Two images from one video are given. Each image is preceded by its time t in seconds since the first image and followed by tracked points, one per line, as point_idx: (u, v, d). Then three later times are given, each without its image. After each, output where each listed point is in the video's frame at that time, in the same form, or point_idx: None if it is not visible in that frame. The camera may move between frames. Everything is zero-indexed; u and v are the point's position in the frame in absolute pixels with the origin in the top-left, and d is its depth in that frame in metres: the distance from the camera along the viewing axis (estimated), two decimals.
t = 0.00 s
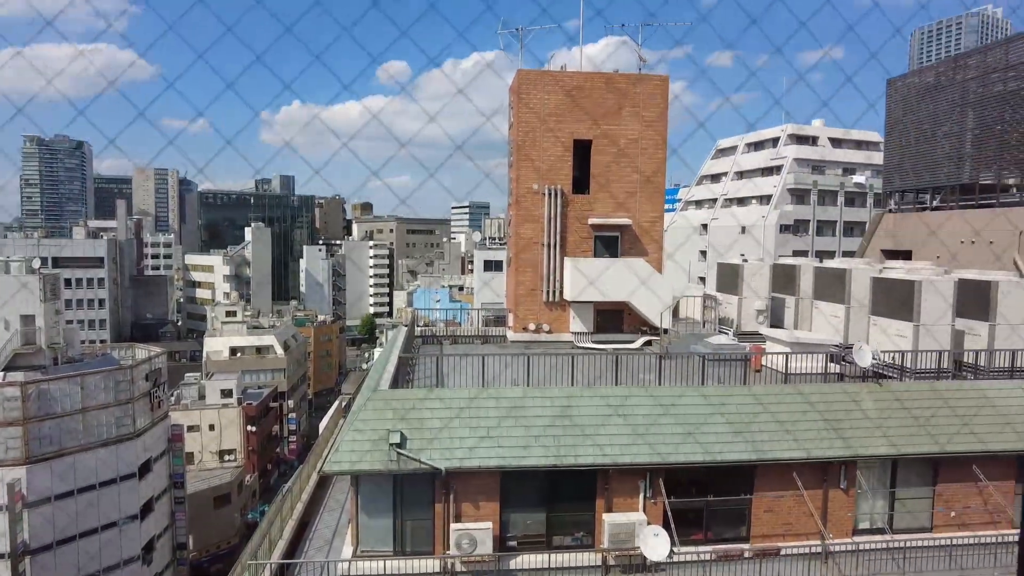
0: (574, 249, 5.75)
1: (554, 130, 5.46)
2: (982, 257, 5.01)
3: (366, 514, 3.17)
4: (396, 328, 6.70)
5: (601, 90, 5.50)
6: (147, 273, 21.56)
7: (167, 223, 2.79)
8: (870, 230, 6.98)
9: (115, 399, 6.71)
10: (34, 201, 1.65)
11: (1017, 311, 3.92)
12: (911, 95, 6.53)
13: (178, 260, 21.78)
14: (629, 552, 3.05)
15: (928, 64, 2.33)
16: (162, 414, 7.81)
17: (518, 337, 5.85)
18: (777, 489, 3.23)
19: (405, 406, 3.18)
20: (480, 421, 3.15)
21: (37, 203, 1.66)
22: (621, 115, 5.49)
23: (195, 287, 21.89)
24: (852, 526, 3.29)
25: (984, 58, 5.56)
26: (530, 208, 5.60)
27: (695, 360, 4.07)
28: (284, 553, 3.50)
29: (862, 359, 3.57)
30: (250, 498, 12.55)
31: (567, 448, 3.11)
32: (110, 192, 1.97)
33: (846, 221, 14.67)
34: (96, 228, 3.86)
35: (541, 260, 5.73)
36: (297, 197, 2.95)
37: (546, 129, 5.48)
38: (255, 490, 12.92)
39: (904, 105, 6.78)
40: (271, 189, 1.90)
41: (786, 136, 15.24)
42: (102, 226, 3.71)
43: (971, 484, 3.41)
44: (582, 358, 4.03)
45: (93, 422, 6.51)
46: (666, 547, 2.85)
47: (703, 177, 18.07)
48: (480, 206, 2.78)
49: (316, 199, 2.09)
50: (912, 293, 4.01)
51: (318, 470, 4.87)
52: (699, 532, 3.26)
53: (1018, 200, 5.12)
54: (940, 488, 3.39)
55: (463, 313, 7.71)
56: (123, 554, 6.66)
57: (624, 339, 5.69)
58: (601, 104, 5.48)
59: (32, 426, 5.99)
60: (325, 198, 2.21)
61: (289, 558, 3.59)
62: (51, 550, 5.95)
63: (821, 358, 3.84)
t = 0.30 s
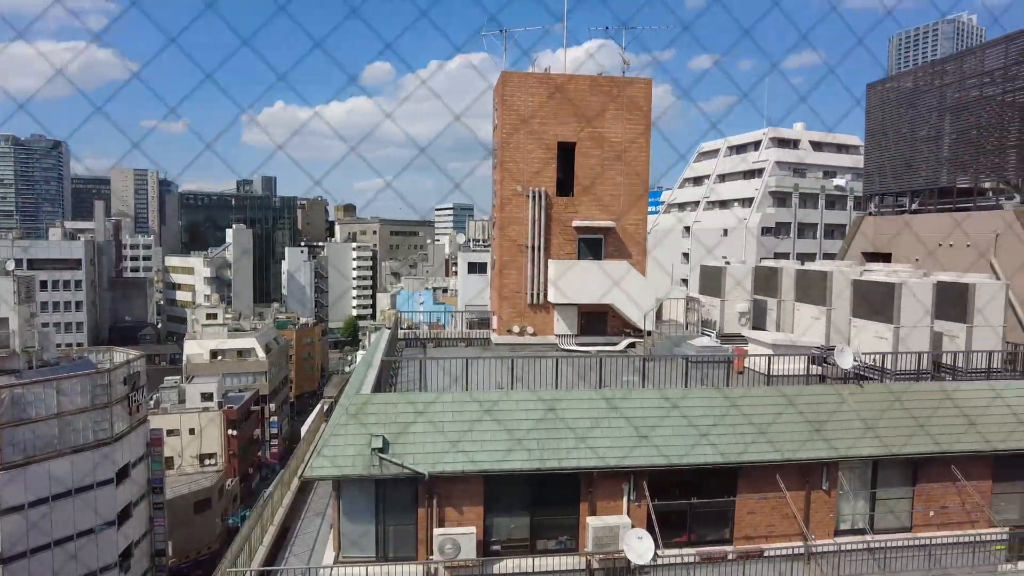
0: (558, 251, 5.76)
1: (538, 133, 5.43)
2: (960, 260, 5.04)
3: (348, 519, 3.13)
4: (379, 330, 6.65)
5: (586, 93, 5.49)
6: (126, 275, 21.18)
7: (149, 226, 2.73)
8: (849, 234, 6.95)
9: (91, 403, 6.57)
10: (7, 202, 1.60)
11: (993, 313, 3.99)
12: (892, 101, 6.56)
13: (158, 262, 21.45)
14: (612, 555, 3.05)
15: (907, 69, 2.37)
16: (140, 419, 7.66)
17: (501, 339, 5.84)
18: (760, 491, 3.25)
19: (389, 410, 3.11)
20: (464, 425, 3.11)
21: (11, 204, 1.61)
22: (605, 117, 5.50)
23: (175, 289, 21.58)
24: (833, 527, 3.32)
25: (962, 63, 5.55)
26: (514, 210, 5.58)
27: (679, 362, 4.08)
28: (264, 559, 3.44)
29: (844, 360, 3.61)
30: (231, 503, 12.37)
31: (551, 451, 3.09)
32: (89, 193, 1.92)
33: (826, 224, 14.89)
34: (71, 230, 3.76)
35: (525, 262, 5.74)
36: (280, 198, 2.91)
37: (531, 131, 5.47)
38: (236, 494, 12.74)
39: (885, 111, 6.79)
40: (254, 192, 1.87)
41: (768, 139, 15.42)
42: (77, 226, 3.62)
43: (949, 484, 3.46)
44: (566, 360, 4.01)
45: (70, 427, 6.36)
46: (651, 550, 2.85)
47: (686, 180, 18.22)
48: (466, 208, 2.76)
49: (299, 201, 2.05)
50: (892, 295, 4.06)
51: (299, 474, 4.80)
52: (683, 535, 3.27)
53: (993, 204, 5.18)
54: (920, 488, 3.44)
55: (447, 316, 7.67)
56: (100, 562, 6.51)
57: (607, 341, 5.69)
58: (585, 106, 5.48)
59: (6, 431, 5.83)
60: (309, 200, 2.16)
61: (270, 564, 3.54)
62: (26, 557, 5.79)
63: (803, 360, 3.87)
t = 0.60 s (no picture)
0: (527, 253, 5.76)
1: (508, 135, 5.43)
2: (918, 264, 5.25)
3: (313, 526, 3.06)
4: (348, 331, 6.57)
5: (556, 96, 5.52)
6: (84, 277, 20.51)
7: (108, 226, 2.65)
8: (813, 237, 7.04)
9: (44, 409, 6.32)
10: None
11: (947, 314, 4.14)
12: (852, 107, 6.64)
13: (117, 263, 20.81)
14: (581, 557, 3.05)
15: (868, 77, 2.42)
16: (97, 424, 7.40)
17: (470, 341, 5.80)
18: (724, 491, 3.30)
19: (354, 414, 3.03)
20: (432, 428, 3.06)
21: None
22: (574, 120, 5.54)
23: (135, 291, 20.96)
24: (796, 525, 3.39)
25: (917, 73, 5.58)
26: (483, 212, 5.56)
27: (647, 363, 4.12)
28: (227, 567, 3.35)
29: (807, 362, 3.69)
30: (193, 509, 12.04)
31: (519, 454, 3.08)
32: (43, 192, 1.85)
33: (790, 227, 15.29)
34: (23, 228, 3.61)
35: (494, 265, 5.71)
36: (246, 198, 2.84)
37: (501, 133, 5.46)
38: (198, 501, 12.40)
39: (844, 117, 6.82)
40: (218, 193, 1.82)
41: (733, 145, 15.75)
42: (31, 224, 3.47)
43: (907, 481, 3.57)
44: (535, 361, 3.99)
45: (21, 434, 6.11)
46: (619, 551, 2.86)
47: (654, 184, 18.48)
48: (435, 208, 2.73)
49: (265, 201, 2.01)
50: (853, 297, 4.17)
51: (263, 480, 4.68)
52: (650, 536, 3.30)
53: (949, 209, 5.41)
54: (879, 485, 3.54)
55: (416, 317, 7.62)
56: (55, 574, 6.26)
57: (576, 343, 5.71)
58: (555, 109, 5.51)
59: None
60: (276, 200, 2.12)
61: (232, 572, 3.44)
62: None
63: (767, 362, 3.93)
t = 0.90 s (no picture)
0: (489, 253, 5.74)
1: (469, 135, 5.41)
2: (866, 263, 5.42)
3: (268, 532, 2.97)
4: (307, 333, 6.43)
5: (518, 97, 5.52)
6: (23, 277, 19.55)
7: (50, 226, 2.52)
8: (768, 238, 7.18)
9: None
10: None
11: (894, 314, 4.30)
12: (806, 112, 6.83)
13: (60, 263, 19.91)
14: (541, 557, 3.06)
15: (819, 83, 2.48)
16: (39, 432, 7.05)
17: (432, 342, 5.74)
18: (683, 488, 3.36)
19: (312, 417, 2.95)
20: (393, 431, 3.00)
21: None
22: (536, 121, 5.55)
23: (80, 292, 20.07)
24: (752, 520, 3.47)
25: (869, 81, 5.81)
26: (445, 212, 5.49)
27: (607, 363, 4.16)
28: None
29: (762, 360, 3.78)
30: (144, 517, 11.60)
31: (482, 455, 3.05)
32: None
33: (745, 229, 15.72)
34: None
35: (456, 265, 5.66)
36: (198, 196, 2.74)
37: (462, 133, 5.43)
38: (149, 509, 11.95)
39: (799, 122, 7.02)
40: (168, 190, 1.74)
41: (691, 147, 16.10)
42: None
43: (857, 475, 3.70)
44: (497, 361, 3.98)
45: None
46: (580, 551, 2.87)
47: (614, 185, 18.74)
48: (394, 207, 2.69)
49: (221, 199, 1.94)
50: (806, 297, 4.29)
51: (216, 486, 4.53)
52: (611, 534, 3.32)
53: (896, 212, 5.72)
54: (832, 480, 3.65)
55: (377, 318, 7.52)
56: None
57: (537, 343, 5.71)
58: (516, 110, 5.51)
59: None
60: (231, 197, 2.04)
61: None
62: None
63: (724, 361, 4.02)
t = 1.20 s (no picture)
0: (459, 253, 5.72)
1: (440, 134, 5.38)
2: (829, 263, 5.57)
3: (232, 537, 2.89)
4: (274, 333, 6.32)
5: (488, 96, 5.51)
6: None
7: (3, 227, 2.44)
8: (734, 239, 7.32)
9: None
10: None
11: (856, 313, 4.42)
12: (771, 115, 6.98)
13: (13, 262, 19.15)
14: (512, 557, 3.05)
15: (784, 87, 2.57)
16: None
17: (401, 342, 5.68)
18: (652, 486, 3.40)
19: (277, 418, 2.89)
20: (361, 432, 2.97)
21: None
22: (506, 121, 5.56)
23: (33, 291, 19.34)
24: (719, 516, 3.53)
25: (831, 85, 5.98)
26: (414, 211, 5.46)
27: (577, 363, 4.19)
28: None
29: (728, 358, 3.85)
30: (103, 524, 11.22)
31: (452, 455, 3.03)
32: None
33: (712, 229, 16.01)
34: None
35: (426, 264, 5.61)
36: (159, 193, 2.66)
37: (433, 132, 5.40)
38: (109, 516, 11.57)
39: (764, 125, 7.18)
40: (128, 187, 1.68)
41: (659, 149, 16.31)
42: None
43: (820, 471, 3.80)
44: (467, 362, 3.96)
45: None
46: (551, 550, 2.88)
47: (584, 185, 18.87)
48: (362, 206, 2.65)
49: (187, 197, 1.88)
50: (772, 297, 4.39)
51: (180, 489, 4.42)
52: (581, 533, 3.34)
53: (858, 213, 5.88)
54: (796, 476, 3.74)
55: (346, 319, 7.43)
56: None
57: (507, 343, 5.70)
58: (487, 109, 5.50)
59: None
60: (197, 195, 1.99)
61: None
62: None
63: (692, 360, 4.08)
